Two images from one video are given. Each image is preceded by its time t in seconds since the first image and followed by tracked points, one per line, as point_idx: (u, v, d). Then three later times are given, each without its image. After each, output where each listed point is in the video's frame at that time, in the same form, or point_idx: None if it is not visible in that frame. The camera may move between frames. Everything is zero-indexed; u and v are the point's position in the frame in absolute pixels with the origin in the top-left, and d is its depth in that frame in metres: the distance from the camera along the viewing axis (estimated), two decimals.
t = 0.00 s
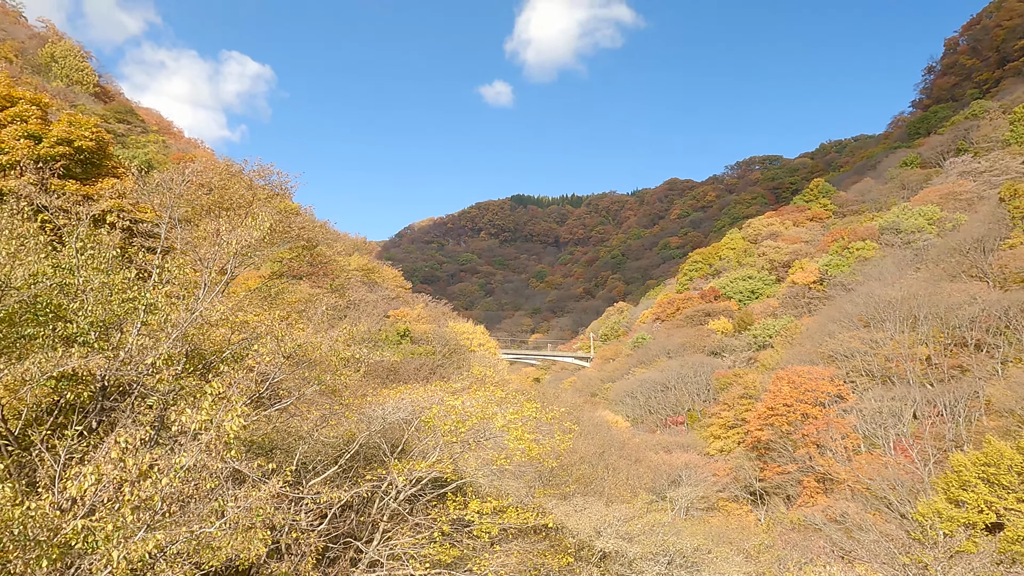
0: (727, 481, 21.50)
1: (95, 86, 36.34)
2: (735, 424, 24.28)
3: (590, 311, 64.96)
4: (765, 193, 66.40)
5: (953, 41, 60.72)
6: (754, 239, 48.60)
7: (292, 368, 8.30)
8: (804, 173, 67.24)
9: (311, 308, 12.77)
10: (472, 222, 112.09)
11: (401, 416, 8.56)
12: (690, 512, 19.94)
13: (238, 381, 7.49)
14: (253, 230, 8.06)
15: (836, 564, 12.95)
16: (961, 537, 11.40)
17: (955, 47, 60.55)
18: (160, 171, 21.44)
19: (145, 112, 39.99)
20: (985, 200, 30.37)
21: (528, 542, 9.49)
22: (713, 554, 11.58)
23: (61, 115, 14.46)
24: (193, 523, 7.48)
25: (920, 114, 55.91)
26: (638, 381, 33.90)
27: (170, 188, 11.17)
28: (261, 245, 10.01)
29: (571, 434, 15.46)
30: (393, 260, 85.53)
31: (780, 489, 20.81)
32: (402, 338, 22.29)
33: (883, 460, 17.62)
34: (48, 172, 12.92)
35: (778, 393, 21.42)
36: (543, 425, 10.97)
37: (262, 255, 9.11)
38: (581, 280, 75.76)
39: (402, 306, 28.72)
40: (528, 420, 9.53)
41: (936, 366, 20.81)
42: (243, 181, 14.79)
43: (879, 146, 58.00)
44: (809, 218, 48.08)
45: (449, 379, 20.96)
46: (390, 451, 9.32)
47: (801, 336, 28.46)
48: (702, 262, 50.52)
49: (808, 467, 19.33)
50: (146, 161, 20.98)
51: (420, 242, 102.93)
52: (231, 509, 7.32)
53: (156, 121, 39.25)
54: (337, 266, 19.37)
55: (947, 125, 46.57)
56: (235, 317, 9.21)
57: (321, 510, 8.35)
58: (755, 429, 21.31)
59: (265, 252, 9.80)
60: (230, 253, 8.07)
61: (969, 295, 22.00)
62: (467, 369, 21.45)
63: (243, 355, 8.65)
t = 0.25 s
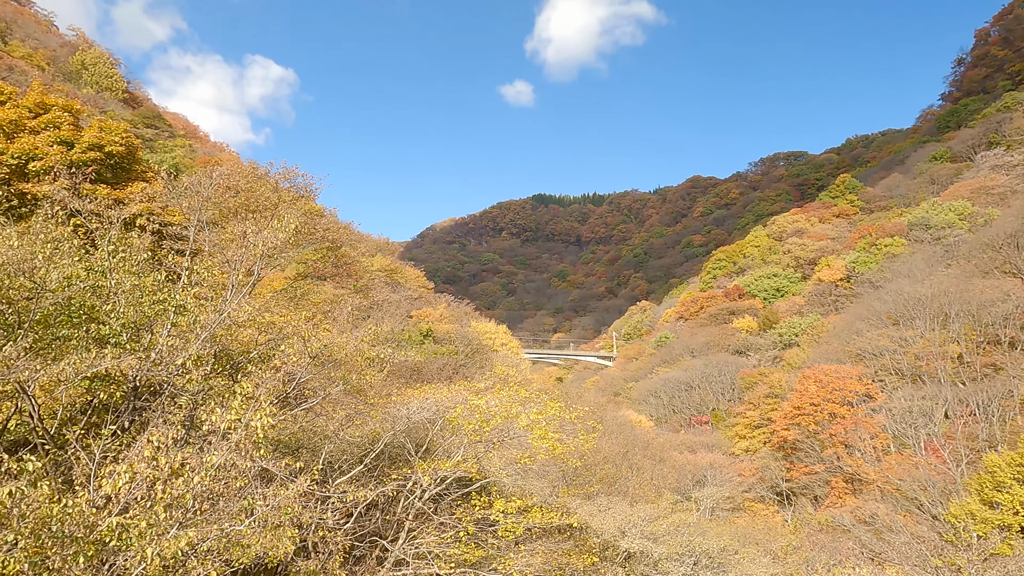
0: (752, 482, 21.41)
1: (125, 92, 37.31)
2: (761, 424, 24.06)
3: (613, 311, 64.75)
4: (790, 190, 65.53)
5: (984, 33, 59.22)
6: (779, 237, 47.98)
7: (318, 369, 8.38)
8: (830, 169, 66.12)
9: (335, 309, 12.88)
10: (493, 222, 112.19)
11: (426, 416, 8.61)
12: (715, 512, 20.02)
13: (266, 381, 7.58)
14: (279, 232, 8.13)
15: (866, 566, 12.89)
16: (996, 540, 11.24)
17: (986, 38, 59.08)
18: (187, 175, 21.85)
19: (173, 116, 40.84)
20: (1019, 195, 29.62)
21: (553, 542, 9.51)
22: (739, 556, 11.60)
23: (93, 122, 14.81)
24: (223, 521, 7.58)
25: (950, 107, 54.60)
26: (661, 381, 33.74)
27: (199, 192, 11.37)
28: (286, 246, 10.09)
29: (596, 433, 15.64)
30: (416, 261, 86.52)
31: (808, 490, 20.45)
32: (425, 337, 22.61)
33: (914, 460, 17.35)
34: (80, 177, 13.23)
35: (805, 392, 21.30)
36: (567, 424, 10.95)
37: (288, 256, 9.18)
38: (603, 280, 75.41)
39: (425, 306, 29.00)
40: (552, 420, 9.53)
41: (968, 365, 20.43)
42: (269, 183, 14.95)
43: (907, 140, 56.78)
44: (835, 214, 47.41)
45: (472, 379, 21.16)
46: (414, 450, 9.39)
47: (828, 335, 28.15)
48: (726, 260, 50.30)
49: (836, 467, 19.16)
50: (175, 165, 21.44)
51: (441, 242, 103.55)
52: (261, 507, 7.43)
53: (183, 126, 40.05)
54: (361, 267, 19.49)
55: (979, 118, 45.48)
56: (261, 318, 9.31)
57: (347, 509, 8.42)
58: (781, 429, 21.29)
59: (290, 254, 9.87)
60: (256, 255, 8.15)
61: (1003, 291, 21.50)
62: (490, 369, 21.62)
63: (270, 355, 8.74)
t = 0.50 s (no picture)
0: (783, 486, 21.08)
1: (155, 103, 38.37)
2: (790, 428, 23.78)
3: (638, 315, 64.38)
4: (818, 190, 64.47)
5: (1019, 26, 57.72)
6: (807, 237, 47.32)
7: (347, 373, 8.41)
8: (858, 168, 64.86)
9: (362, 315, 13.02)
10: (517, 226, 111.76)
11: (453, 420, 8.63)
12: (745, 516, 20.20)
13: (296, 386, 7.64)
14: (307, 237, 8.18)
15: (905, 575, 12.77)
16: None
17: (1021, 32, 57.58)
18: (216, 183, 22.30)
19: (202, 126, 41.79)
20: None
21: (580, 547, 9.58)
22: (770, 562, 11.48)
23: (126, 133, 15.18)
24: (255, 524, 7.63)
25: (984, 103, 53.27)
26: (688, 384, 33.51)
27: (228, 200, 11.58)
28: (314, 252, 10.17)
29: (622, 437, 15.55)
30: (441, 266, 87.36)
31: (841, 495, 20.05)
32: (451, 341, 22.98)
33: (950, 466, 16.96)
34: (114, 186, 13.56)
35: (835, 395, 21.25)
36: (594, 428, 10.91)
37: (316, 262, 9.27)
38: (629, 283, 74.83)
39: (450, 310, 29.33)
40: (579, 424, 9.51)
41: (1007, 368, 20.05)
42: (297, 190, 15.13)
43: (938, 138, 55.54)
44: (865, 214, 46.64)
45: (498, 383, 21.34)
46: (441, 454, 9.39)
47: (859, 336, 27.83)
48: (752, 262, 49.72)
49: (869, 472, 18.96)
50: (205, 174, 21.91)
51: (465, 246, 103.97)
52: (291, 511, 7.46)
53: (212, 135, 40.97)
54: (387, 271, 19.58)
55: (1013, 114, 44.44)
56: (290, 323, 9.38)
57: (374, 512, 8.43)
58: (812, 433, 20.93)
59: (318, 260, 9.94)
60: (285, 261, 8.23)
61: None
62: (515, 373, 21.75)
63: (299, 360, 8.80)
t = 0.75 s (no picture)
0: (802, 492, 20.76)
1: (175, 112, 39.10)
2: (809, 433, 23.58)
3: (654, 319, 64.00)
4: (836, 192, 63.77)
5: None
6: (825, 240, 46.95)
7: (363, 378, 8.41)
8: (877, 169, 64.09)
9: (378, 321, 13.04)
10: (531, 231, 110.97)
11: (468, 426, 8.60)
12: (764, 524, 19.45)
13: (314, 391, 7.66)
14: (323, 244, 8.23)
15: None
16: None
17: None
18: (234, 190, 22.57)
19: (221, 134, 42.44)
20: None
21: (597, 553, 9.61)
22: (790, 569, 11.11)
23: (146, 142, 15.41)
24: (273, 529, 7.63)
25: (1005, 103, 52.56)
26: (705, 389, 33.30)
27: (246, 207, 11.70)
28: (331, 258, 10.19)
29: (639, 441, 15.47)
30: (456, 271, 87.70)
31: (861, 501, 20.04)
32: (466, 346, 23.13)
33: (973, 472, 16.69)
34: (135, 194, 13.75)
35: (855, 399, 21.14)
36: (610, 432, 10.83)
37: (332, 268, 9.31)
38: (645, 287, 74.34)
39: (466, 315, 29.51)
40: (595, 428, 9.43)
41: None
42: (313, 197, 15.22)
43: (959, 138, 54.86)
44: (884, 216, 46.19)
45: (514, 388, 21.42)
46: (457, 460, 9.37)
47: (879, 340, 27.66)
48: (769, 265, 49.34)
49: (890, 478, 18.78)
50: (223, 181, 22.22)
51: (480, 251, 103.96)
52: (309, 516, 7.47)
53: (230, 142, 41.50)
54: (402, 277, 19.58)
55: None
56: (307, 329, 9.41)
57: (391, 518, 8.41)
58: (831, 438, 20.96)
59: (335, 266, 9.97)
60: (301, 267, 8.27)
61: None
62: (530, 377, 21.81)
63: (316, 365, 8.82)
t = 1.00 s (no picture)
0: (817, 497, 20.98)
1: (189, 119, 39.61)
2: (823, 438, 23.49)
3: (666, 322, 63.67)
4: (849, 195, 63.12)
5: None
6: (838, 242, 46.66)
7: (376, 383, 8.41)
8: (890, 170, 63.56)
9: (390, 326, 13.05)
10: (542, 235, 109.94)
11: (481, 430, 8.59)
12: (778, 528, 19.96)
13: (327, 396, 7.67)
14: (336, 249, 8.23)
15: None
16: None
17: None
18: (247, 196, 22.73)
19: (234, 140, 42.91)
20: None
21: (610, 558, 9.50)
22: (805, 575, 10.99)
23: (161, 149, 15.53)
24: (287, 533, 7.63)
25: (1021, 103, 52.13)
26: (718, 393, 33.06)
27: (260, 213, 11.76)
28: (342, 263, 10.19)
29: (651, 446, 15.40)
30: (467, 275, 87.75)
31: (877, 507, 19.93)
32: (478, 350, 23.18)
33: (992, 477, 16.48)
34: (149, 201, 13.88)
35: (870, 404, 20.82)
36: (623, 437, 10.76)
37: (344, 273, 9.33)
38: (657, 291, 73.90)
39: (477, 319, 29.57)
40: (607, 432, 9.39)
41: None
42: (326, 203, 15.28)
43: (974, 139, 54.42)
44: (898, 218, 45.88)
45: (526, 392, 21.43)
46: (470, 464, 9.35)
47: (894, 344, 27.55)
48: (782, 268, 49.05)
49: (907, 483, 18.58)
50: (236, 187, 22.38)
51: (491, 256, 103.74)
52: (323, 520, 7.47)
53: (243, 148, 41.86)
54: (413, 281, 19.54)
55: None
56: (319, 333, 9.41)
57: (403, 522, 8.42)
58: (846, 442, 20.66)
59: (347, 271, 9.96)
60: (314, 272, 8.28)
61: None
62: (542, 382, 21.78)
63: (328, 370, 8.83)
